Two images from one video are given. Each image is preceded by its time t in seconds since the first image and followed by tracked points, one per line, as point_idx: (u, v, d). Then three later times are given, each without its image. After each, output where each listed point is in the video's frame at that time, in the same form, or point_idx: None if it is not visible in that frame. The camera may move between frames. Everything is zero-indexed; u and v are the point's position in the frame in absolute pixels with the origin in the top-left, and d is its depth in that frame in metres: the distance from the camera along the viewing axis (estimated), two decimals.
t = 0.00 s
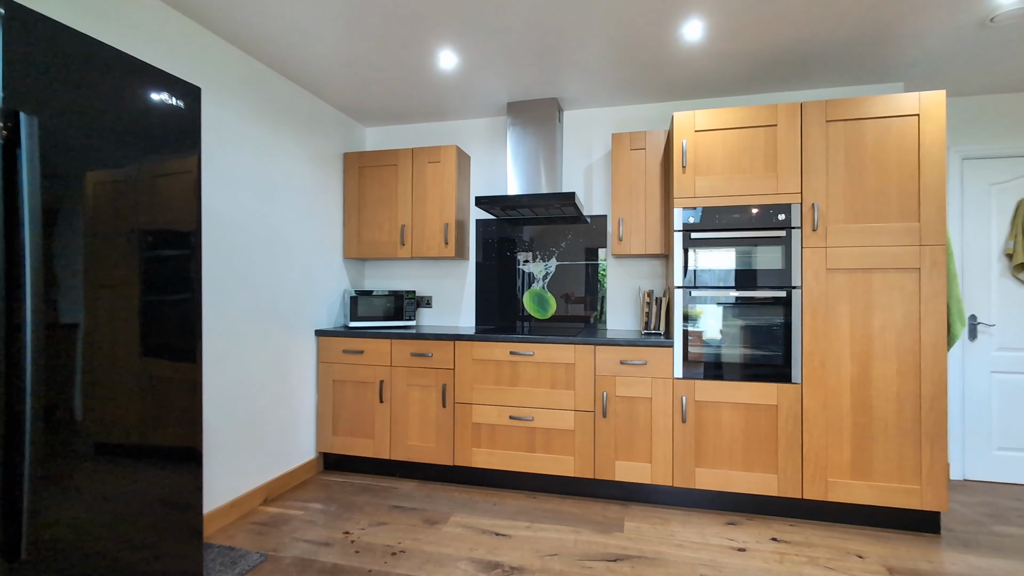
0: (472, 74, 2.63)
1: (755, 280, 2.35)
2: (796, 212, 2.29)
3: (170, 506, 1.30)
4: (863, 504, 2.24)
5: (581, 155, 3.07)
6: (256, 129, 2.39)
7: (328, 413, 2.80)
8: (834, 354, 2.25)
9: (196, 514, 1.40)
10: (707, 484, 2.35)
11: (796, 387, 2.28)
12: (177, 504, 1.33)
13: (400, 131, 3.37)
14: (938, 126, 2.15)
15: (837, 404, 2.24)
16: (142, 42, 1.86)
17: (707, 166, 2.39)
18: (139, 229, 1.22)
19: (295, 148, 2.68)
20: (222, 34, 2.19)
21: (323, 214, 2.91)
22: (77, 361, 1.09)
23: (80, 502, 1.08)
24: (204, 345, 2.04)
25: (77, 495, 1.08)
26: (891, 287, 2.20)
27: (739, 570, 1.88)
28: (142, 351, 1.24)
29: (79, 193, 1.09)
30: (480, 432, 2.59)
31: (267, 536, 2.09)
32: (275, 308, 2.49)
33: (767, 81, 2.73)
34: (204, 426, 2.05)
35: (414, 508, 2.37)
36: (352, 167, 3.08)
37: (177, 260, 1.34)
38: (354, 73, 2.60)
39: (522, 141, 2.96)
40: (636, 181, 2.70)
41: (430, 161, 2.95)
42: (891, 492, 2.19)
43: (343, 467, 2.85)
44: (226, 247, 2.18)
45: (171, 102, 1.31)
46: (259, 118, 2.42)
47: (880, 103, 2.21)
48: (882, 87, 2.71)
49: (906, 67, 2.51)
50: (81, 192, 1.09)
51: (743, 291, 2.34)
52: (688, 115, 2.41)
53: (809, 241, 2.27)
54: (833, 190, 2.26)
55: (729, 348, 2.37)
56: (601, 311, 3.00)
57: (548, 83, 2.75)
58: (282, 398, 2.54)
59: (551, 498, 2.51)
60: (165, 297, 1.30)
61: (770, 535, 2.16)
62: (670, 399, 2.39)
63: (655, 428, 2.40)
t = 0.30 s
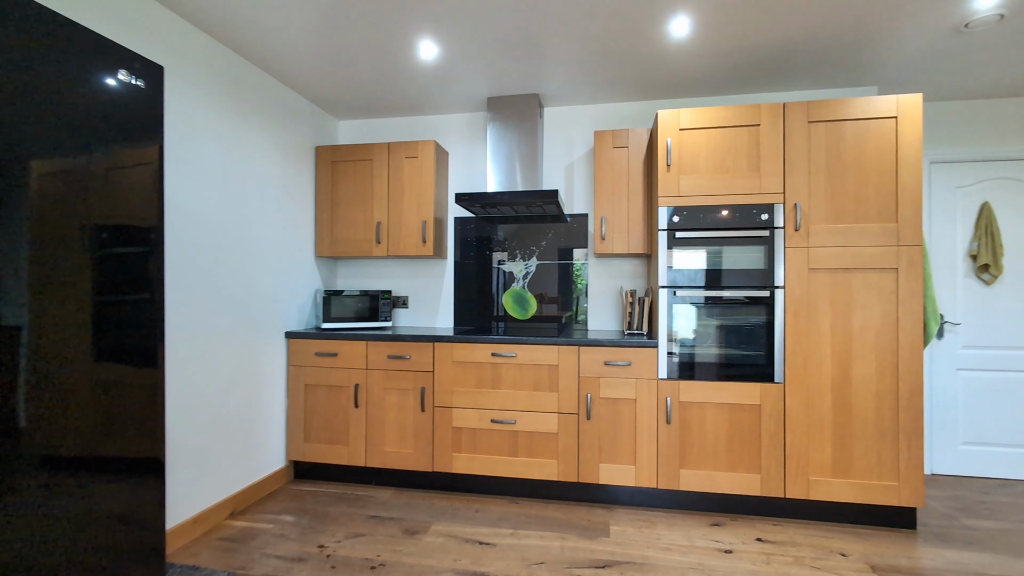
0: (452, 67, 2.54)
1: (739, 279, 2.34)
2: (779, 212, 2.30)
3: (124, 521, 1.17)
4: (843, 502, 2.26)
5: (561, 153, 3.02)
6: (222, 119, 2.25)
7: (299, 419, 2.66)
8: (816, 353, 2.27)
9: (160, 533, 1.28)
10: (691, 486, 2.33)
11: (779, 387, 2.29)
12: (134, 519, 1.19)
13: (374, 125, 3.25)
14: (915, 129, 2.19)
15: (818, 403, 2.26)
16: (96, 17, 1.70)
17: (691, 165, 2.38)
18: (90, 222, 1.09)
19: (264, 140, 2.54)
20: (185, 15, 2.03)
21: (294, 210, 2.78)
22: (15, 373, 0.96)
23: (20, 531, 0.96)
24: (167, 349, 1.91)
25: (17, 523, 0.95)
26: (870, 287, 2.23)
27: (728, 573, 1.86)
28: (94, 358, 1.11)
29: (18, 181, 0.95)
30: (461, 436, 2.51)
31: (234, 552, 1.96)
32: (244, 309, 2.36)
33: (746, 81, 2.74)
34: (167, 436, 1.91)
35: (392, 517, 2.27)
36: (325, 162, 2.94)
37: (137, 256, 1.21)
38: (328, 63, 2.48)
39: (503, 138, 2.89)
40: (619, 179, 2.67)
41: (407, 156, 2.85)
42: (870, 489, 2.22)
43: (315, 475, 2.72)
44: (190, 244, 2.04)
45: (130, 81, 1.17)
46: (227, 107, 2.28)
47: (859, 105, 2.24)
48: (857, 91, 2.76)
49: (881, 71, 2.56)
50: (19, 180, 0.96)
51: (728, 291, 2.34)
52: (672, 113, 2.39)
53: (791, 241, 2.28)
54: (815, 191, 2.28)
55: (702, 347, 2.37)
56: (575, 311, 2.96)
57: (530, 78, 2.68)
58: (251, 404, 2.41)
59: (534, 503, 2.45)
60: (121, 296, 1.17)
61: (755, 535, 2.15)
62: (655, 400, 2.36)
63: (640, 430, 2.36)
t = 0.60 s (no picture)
0: (430, 60, 2.45)
1: (719, 281, 2.35)
2: (757, 215, 2.32)
3: (71, 544, 1.03)
4: (818, 500, 2.30)
5: (539, 152, 2.97)
6: (183, 107, 2.09)
7: (264, 428, 2.51)
8: (792, 354, 2.30)
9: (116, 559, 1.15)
10: (672, 488, 2.32)
11: (757, 388, 2.31)
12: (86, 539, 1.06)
13: (344, 118, 3.12)
14: (886, 135, 2.26)
15: (794, 403, 2.29)
16: None
17: (672, 166, 2.37)
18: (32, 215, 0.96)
19: (227, 131, 2.38)
20: None
21: (259, 206, 2.62)
22: None
23: None
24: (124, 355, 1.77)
25: None
26: (844, 290, 2.28)
27: None
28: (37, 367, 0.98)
29: None
30: (438, 443, 2.42)
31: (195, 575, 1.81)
32: (206, 312, 2.21)
33: (722, 85, 2.77)
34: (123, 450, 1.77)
35: (367, 530, 2.16)
36: (292, 156, 2.79)
37: (87, 253, 1.08)
38: (298, 51, 2.34)
39: (480, 136, 2.82)
40: (598, 180, 2.64)
41: (380, 152, 2.73)
42: (844, 487, 2.27)
43: (281, 487, 2.57)
44: (148, 241, 1.88)
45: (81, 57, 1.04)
46: (188, 94, 2.12)
47: (834, 110, 2.29)
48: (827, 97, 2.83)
49: (851, 78, 2.63)
50: None
51: (709, 293, 2.34)
52: (653, 114, 2.37)
53: (769, 244, 2.31)
54: (792, 195, 2.31)
55: (672, 347, 2.38)
56: (541, 311, 2.93)
57: (509, 75, 2.62)
58: (214, 413, 2.26)
59: (514, 511, 2.39)
60: (70, 297, 1.05)
61: (735, 537, 2.16)
62: (636, 403, 2.34)
63: (621, 433, 2.34)
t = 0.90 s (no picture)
0: (401, 49, 2.36)
1: (692, 281, 2.37)
2: (729, 215, 2.35)
3: None
4: (787, 495, 2.35)
5: (511, 149, 2.92)
6: (131, 88, 1.92)
7: (220, 436, 2.35)
8: (763, 352, 2.34)
9: None
10: (646, 487, 2.32)
11: (729, 386, 2.34)
12: None
13: (306, 108, 2.96)
14: (849, 139, 2.33)
15: (765, 400, 2.33)
16: None
17: (647, 165, 2.36)
18: None
19: (179, 117, 2.20)
20: None
21: (215, 199, 2.46)
22: None
23: None
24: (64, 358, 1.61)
25: None
26: (811, 289, 2.34)
27: None
28: None
29: None
30: (408, 448, 2.32)
31: None
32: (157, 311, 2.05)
33: (692, 86, 2.80)
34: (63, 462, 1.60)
35: (334, 542, 2.05)
36: (250, 146, 2.63)
37: None
38: (259, 34, 2.20)
39: (452, 130, 2.74)
40: (572, 177, 2.61)
41: (346, 144, 2.61)
42: (811, 481, 2.33)
43: (238, 498, 2.41)
44: (92, 232, 1.72)
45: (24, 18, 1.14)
46: (136, 74, 1.95)
47: (802, 113, 2.34)
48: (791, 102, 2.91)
49: (815, 82, 2.71)
50: None
51: (682, 293, 2.35)
52: (628, 112, 2.36)
53: (741, 243, 2.34)
54: (762, 195, 2.35)
55: (636, 347, 2.37)
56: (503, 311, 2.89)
57: (482, 68, 2.56)
58: (165, 420, 2.10)
59: (488, 516, 2.32)
60: None
61: (710, 534, 2.17)
62: (611, 403, 2.32)
63: (596, 433, 2.32)
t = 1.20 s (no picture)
0: (368, 35, 2.24)
1: (663, 280, 2.37)
2: (700, 214, 2.36)
3: None
4: (754, 491, 2.39)
5: (480, 144, 2.84)
6: (62, 61, 1.73)
7: (165, 447, 2.16)
8: (732, 351, 2.37)
9: None
10: (619, 488, 2.29)
11: (700, 385, 2.35)
12: None
13: (261, 96, 2.79)
14: (813, 141, 2.39)
15: (734, 398, 2.36)
16: None
17: (620, 162, 2.34)
18: None
19: (119, 98, 2.01)
20: None
21: (160, 189, 2.26)
22: None
23: None
24: None
25: None
26: (778, 288, 2.38)
27: None
28: None
29: None
30: (374, 455, 2.21)
31: None
32: (92, 311, 1.86)
33: (661, 86, 2.81)
34: None
35: (294, 558, 1.91)
36: (200, 133, 2.44)
37: None
38: (211, 11, 2.03)
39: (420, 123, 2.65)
40: (543, 174, 2.56)
41: (306, 134, 2.47)
42: (777, 477, 2.37)
43: (186, 514, 2.22)
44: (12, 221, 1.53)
45: None
46: (68, 47, 1.75)
47: (769, 115, 2.38)
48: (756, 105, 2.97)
49: (778, 85, 2.77)
50: None
51: (655, 292, 2.34)
52: (602, 108, 2.33)
53: (711, 243, 2.35)
54: (732, 195, 2.37)
55: (608, 346, 2.34)
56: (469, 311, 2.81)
57: (452, 59, 2.47)
58: (100, 431, 1.90)
59: (458, 522, 2.24)
60: None
61: (682, 533, 2.17)
62: (584, 403, 2.29)
63: (569, 435, 2.27)
